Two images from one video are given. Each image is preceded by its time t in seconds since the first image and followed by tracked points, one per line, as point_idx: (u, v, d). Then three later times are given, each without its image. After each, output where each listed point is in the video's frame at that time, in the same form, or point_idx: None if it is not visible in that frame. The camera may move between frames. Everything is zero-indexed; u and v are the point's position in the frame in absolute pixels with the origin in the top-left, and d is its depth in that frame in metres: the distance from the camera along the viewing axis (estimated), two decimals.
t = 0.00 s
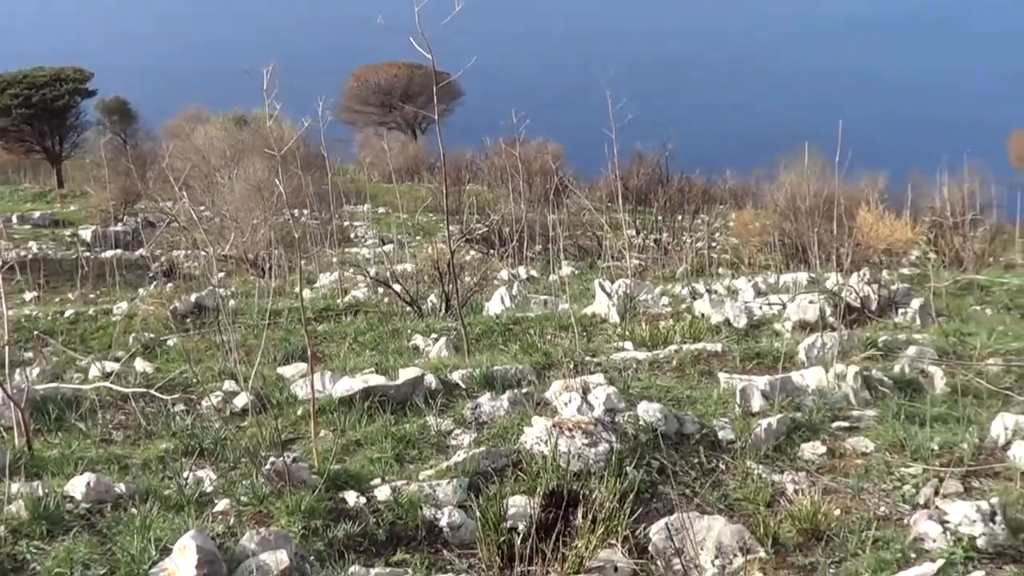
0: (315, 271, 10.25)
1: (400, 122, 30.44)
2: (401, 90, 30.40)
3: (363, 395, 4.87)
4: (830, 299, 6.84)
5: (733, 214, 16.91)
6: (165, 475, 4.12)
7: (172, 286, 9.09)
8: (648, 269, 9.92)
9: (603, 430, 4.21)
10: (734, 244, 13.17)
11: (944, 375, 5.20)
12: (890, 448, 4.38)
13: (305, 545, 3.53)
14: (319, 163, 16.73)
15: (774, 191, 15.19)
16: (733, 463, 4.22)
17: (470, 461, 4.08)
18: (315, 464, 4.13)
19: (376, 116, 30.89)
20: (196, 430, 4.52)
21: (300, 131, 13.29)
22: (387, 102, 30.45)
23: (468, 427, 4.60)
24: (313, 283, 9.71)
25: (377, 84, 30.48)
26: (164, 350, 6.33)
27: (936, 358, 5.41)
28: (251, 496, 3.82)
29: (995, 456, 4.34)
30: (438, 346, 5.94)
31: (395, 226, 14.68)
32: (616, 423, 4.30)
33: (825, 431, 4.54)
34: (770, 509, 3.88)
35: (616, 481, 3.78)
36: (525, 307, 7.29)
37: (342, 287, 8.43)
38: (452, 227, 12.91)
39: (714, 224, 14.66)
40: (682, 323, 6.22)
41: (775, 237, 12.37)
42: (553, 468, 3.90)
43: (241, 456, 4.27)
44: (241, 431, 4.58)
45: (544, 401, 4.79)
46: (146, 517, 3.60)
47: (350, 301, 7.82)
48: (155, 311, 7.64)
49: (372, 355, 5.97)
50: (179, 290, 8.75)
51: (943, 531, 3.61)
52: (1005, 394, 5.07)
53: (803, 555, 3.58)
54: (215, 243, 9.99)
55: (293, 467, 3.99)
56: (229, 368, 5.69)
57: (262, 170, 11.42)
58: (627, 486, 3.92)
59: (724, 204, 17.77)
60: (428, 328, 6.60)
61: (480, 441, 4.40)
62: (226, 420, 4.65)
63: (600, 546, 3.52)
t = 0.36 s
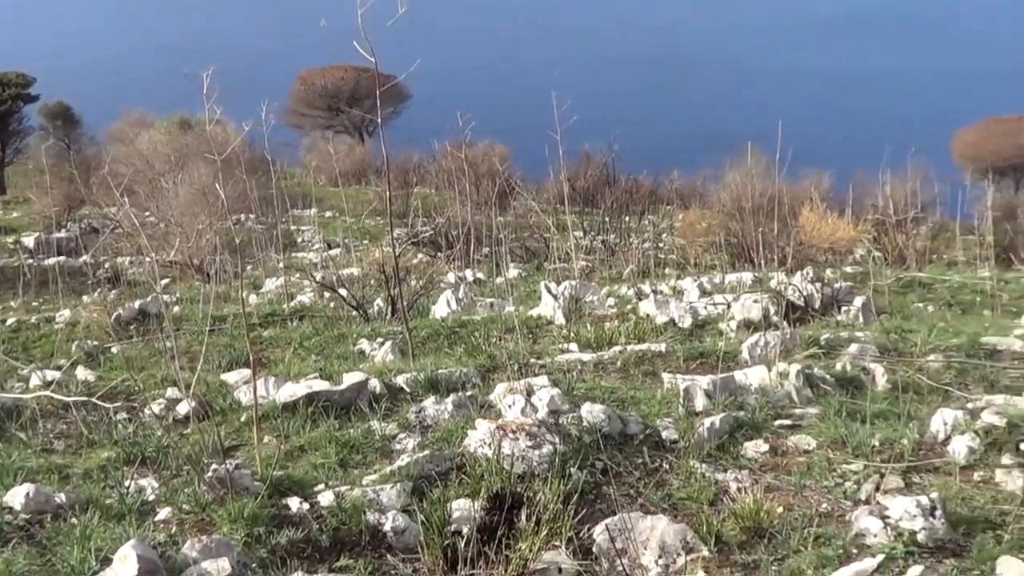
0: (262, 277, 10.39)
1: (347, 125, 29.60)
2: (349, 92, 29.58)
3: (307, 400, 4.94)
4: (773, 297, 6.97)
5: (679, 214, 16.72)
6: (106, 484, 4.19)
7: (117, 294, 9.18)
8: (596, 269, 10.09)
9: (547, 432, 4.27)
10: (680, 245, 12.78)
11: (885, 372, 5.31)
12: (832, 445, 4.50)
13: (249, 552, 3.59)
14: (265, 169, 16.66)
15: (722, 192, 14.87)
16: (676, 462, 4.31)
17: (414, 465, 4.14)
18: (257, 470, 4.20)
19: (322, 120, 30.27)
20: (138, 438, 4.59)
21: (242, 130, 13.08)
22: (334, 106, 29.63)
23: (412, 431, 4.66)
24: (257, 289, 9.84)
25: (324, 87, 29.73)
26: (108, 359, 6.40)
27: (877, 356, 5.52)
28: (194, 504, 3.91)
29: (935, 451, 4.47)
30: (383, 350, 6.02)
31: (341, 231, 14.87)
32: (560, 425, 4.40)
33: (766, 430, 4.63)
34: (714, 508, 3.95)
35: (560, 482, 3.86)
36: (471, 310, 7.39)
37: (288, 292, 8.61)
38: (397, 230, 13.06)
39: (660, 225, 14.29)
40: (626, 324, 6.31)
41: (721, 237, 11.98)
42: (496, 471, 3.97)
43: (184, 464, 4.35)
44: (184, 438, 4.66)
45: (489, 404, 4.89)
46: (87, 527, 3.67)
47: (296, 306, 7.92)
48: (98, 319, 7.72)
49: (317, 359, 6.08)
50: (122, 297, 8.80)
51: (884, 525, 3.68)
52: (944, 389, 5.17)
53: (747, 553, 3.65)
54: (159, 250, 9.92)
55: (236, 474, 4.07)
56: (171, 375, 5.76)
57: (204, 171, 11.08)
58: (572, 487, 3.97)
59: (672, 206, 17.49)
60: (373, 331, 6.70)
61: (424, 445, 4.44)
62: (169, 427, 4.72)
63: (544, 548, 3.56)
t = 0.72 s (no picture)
0: (183, 293, 10.64)
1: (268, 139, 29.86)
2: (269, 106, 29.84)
3: (228, 415, 5.15)
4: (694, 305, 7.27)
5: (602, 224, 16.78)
6: (25, 504, 4.36)
7: (37, 312, 9.38)
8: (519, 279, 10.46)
9: (469, 443, 4.56)
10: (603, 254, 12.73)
11: (804, 377, 5.70)
12: (752, 450, 4.80)
13: (170, 570, 3.81)
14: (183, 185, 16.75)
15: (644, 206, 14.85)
16: (598, 471, 4.62)
17: (336, 479, 4.37)
18: (178, 486, 4.39)
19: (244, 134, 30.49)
20: (56, 458, 4.77)
21: (161, 138, 13.01)
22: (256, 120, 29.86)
23: (334, 444, 4.89)
24: (176, 305, 10.07)
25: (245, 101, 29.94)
26: (26, 377, 6.56)
27: (797, 363, 5.96)
28: (114, 522, 4.11)
29: (854, 455, 4.81)
30: (306, 364, 6.30)
31: (261, 244, 15.16)
32: (482, 436, 4.66)
33: (688, 436, 4.96)
34: (636, 515, 4.26)
35: (481, 494, 4.17)
36: (394, 322, 7.65)
37: (208, 308, 8.89)
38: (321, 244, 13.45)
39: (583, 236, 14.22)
40: (550, 334, 6.67)
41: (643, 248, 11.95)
42: (419, 484, 4.25)
43: (103, 482, 4.55)
44: (103, 457, 4.87)
45: (410, 416, 5.15)
46: (6, 549, 3.84)
47: (218, 321, 8.14)
48: (17, 337, 7.92)
49: (237, 375, 6.32)
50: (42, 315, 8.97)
51: (804, 529, 3.97)
52: (862, 393, 5.56)
53: (669, 560, 3.94)
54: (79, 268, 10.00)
55: (157, 491, 4.26)
56: (90, 393, 5.96)
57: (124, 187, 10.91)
58: (494, 498, 4.26)
59: (597, 214, 17.36)
60: (295, 345, 6.99)
61: (347, 457, 4.68)
62: (89, 446, 4.91)
63: (465, 560, 3.84)
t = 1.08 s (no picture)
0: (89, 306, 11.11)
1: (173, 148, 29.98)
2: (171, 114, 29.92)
3: (136, 429, 5.47)
4: (604, 305, 7.81)
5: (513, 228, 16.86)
6: None
7: None
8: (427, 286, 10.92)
9: (380, 449, 4.90)
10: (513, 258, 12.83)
11: (712, 376, 6.20)
12: (662, 448, 5.27)
13: None
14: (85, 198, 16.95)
15: (554, 207, 14.78)
16: (509, 474, 5.01)
17: (246, 489, 4.73)
18: (89, 503, 4.72)
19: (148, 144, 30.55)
20: None
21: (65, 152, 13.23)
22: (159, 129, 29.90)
23: (243, 455, 5.23)
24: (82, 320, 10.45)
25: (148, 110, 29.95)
26: None
27: (706, 361, 6.44)
28: (20, 540, 4.44)
29: (763, 450, 5.27)
30: (215, 375, 6.65)
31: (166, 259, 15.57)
32: (393, 443, 5.01)
33: (598, 437, 5.39)
34: (547, 515, 4.66)
35: (392, 501, 4.55)
36: (302, 330, 8.07)
37: (114, 321, 9.35)
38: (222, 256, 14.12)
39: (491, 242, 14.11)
40: (460, 339, 7.11)
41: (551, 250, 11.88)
42: (329, 492, 4.61)
43: (10, 500, 4.85)
44: (9, 474, 5.18)
45: (320, 424, 5.50)
46: None
47: (126, 335, 8.67)
48: None
49: (145, 389, 6.60)
50: None
51: (714, 526, 4.40)
52: (769, 390, 6.06)
53: (581, 560, 4.34)
54: None
55: (65, 508, 4.58)
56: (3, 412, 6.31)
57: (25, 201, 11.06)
58: (406, 503, 4.63)
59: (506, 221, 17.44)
60: (203, 357, 7.41)
61: (257, 467, 5.03)
62: None
63: (377, 565, 4.26)
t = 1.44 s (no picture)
0: None
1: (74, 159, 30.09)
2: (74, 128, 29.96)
3: (36, 445, 5.47)
4: (507, 313, 8.18)
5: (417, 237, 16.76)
6: None
7: None
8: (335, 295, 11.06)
9: (285, 460, 5.00)
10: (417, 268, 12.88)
11: (618, 379, 6.43)
12: (569, 451, 5.41)
13: None
14: None
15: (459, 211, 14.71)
16: (416, 481, 5.12)
17: (150, 503, 4.78)
18: None
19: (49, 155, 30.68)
20: None
21: None
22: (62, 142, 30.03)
23: (147, 468, 5.30)
24: None
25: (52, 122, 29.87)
26: None
27: (610, 363, 6.71)
28: None
29: (669, 451, 5.45)
30: (116, 389, 6.69)
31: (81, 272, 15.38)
32: (298, 453, 5.14)
33: (504, 442, 5.54)
34: (455, 521, 4.76)
35: (299, 510, 4.61)
36: (205, 341, 8.26)
37: (13, 337, 9.41)
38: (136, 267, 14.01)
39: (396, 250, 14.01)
40: (365, 348, 7.28)
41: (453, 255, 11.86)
42: (235, 504, 4.65)
43: None
44: None
45: (224, 436, 5.61)
46: None
47: (27, 349, 8.71)
48: None
49: (46, 403, 6.63)
50: None
51: (621, 528, 4.50)
52: (674, 391, 6.30)
53: (489, 565, 4.43)
54: None
55: None
56: None
57: None
58: (311, 513, 4.71)
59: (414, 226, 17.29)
60: (104, 371, 7.49)
61: (160, 481, 5.10)
62: None
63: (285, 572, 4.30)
